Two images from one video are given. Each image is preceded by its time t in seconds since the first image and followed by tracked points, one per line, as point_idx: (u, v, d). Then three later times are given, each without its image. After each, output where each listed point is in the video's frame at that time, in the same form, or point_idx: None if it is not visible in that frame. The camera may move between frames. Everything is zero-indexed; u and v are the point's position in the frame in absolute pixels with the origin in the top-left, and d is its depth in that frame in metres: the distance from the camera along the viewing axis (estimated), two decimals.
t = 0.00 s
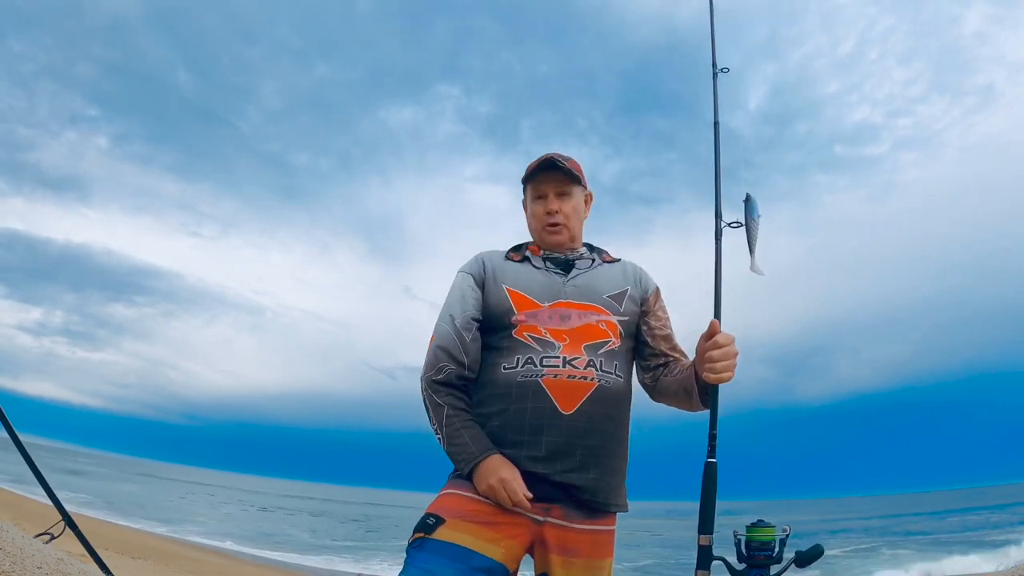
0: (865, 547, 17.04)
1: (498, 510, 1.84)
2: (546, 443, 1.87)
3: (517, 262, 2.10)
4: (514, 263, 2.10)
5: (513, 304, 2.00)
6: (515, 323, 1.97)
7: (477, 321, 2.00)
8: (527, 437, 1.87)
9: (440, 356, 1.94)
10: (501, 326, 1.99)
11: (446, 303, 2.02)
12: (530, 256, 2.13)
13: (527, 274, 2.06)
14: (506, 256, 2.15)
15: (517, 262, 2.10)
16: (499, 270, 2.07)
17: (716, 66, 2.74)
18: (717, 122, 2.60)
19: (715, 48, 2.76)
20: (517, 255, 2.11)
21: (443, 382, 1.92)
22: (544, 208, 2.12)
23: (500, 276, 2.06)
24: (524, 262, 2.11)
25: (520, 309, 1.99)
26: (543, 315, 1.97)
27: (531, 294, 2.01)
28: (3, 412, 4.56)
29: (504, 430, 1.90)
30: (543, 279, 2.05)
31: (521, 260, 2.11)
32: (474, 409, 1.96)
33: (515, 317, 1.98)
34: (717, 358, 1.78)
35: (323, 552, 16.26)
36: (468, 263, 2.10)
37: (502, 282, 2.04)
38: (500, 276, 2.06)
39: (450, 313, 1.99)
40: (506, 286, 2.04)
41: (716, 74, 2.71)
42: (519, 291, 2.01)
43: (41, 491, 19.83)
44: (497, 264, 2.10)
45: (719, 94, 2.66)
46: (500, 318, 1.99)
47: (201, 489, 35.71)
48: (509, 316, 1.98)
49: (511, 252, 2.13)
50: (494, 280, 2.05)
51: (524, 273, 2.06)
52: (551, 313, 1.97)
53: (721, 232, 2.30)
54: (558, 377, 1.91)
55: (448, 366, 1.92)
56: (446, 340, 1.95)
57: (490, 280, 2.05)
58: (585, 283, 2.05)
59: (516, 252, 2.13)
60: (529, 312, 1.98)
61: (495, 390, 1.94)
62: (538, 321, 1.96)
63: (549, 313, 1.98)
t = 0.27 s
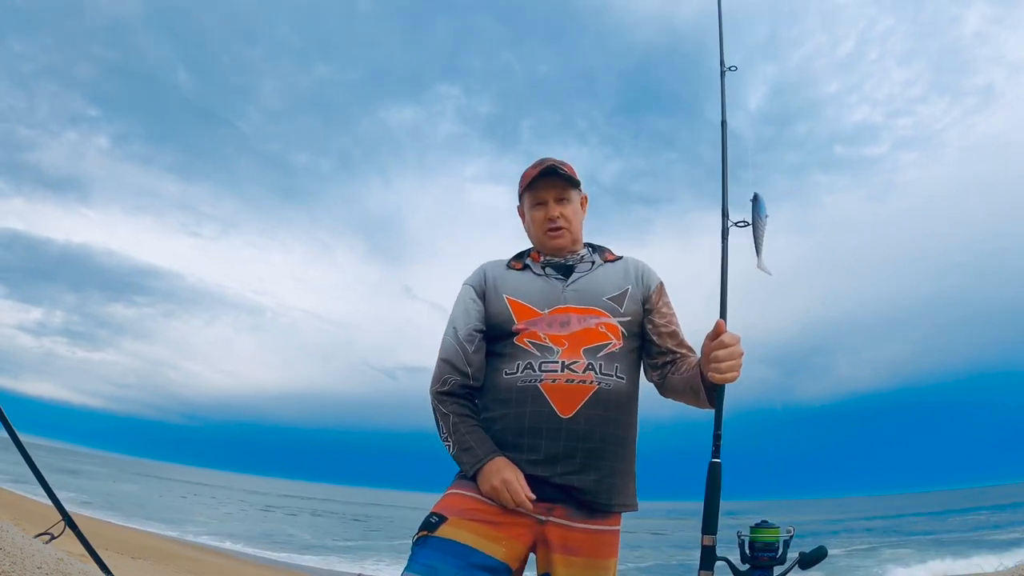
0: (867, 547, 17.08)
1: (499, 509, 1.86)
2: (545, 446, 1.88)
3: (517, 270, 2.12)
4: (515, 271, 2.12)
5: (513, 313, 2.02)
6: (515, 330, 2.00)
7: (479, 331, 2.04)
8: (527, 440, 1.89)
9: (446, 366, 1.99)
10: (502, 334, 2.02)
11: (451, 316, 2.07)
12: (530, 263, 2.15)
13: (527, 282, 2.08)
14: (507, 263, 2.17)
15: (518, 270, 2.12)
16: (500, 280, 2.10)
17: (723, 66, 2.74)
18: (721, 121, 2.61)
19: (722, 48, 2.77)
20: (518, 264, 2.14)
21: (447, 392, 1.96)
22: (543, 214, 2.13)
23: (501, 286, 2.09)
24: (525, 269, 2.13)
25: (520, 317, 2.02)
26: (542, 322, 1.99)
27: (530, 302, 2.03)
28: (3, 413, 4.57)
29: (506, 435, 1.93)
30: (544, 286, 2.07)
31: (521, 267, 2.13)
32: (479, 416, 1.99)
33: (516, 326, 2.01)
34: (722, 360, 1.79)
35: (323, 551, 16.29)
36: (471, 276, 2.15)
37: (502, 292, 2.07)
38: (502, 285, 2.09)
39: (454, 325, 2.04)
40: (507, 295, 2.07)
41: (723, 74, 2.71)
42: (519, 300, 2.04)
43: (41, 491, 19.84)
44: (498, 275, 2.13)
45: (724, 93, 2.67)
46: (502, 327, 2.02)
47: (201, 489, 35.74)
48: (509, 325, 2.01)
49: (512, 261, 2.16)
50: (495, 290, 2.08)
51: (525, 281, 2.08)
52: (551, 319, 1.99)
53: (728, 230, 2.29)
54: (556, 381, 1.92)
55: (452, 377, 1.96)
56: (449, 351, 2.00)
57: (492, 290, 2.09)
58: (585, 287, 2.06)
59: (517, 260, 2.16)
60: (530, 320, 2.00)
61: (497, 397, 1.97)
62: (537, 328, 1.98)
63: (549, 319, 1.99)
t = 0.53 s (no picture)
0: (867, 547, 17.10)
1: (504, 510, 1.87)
2: (546, 450, 1.89)
3: (516, 275, 2.14)
4: (512, 276, 2.14)
5: (512, 318, 2.04)
6: (514, 335, 2.01)
7: (479, 337, 2.05)
8: (528, 443, 1.90)
9: (447, 375, 2.00)
10: (502, 339, 2.04)
11: (451, 324, 2.08)
12: (528, 266, 2.16)
13: (525, 286, 2.09)
14: (507, 267, 2.18)
15: (516, 275, 2.14)
16: (499, 285, 2.12)
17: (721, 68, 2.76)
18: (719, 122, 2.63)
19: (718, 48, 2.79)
20: (516, 267, 2.15)
21: (448, 398, 1.98)
22: (541, 214, 2.14)
23: (500, 291, 2.10)
24: (523, 273, 2.15)
25: (519, 322, 2.03)
26: (541, 326, 2.00)
27: (529, 307, 2.04)
28: (3, 413, 4.58)
29: (508, 438, 1.94)
30: (542, 289, 2.08)
31: (519, 271, 2.14)
32: (481, 420, 2.01)
33: (515, 331, 2.02)
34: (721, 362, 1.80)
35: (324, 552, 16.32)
36: (470, 284, 2.16)
37: (501, 298, 2.08)
38: (501, 291, 2.10)
39: (454, 332, 2.05)
40: (506, 301, 2.08)
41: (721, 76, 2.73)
42: (519, 305, 2.05)
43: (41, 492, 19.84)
44: (496, 280, 2.14)
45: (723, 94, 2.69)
46: (501, 332, 2.03)
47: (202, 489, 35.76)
48: (509, 329, 2.03)
49: (511, 265, 2.17)
50: (494, 295, 2.10)
51: (523, 286, 2.10)
52: (550, 322, 2.00)
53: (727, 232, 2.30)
54: (556, 385, 1.93)
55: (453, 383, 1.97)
56: (451, 358, 2.02)
57: (492, 297, 2.10)
58: (583, 288, 2.07)
59: (515, 264, 2.17)
60: (529, 324, 2.02)
61: (497, 402, 1.99)
62: (536, 331, 2.00)
63: (548, 323, 2.00)
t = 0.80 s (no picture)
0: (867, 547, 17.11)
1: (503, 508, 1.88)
2: (545, 449, 1.91)
3: (517, 277, 2.15)
4: (514, 278, 2.15)
5: (513, 319, 2.05)
6: (514, 336, 2.02)
7: (480, 337, 2.06)
8: (527, 442, 1.92)
9: (449, 375, 2.01)
10: (503, 339, 2.05)
11: (452, 324, 2.09)
12: (530, 269, 2.17)
13: (526, 288, 2.10)
14: (509, 269, 2.19)
15: (518, 277, 2.15)
16: (500, 287, 2.13)
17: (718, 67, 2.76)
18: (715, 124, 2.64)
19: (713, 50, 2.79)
20: (518, 270, 2.17)
21: (450, 397, 1.99)
22: (544, 213, 2.15)
23: (501, 293, 2.12)
24: (524, 275, 2.16)
25: (519, 322, 2.04)
26: (541, 326, 2.02)
27: (529, 308, 2.05)
28: (3, 414, 4.59)
29: (509, 437, 1.95)
30: (542, 291, 2.09)
31: (520, 273, 2.15)
32: (482, 420, 2.02)
33: (516, 331, 2.03)
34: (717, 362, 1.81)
35: (324, 551, 16.34)
36: (472, 286, 2.17)
37: (502, 299, 2.09)
38: (502, 292, 2.12)
39: (456, 332, 2.07)
40: (506, 301, 2.09)
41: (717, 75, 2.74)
42: (519, 306, 2.06)
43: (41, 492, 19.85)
44: (498, 282, 2.16)
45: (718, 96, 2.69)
46: (501, 333, 2.05)
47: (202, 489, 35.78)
48: (509, 330, 2.04)
49: (512, 268, 2.19)
50: (495, 297, 2.11)
51: (524, 288, 2.11)
52: (550, 323, 2.01)
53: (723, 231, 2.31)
54: (555, 384, 1.94)
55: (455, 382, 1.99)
56: (452, 357, 2.03)
57: (493, 297, 2.11)
58: (583, 291, 2.08)
59: (517, 266, 2.18)
60: (529, 324, 2.03)
61: (498, 402, 2.00)
62: (536, 332, 2.01)
63: (548, 323, 2.01)
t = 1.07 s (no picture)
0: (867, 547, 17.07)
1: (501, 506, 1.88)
2: (542, 445, 1.91)
3: (515, 275, 2.16)
4: (512, 276, 2.16)
5: (510, 316, 2.05)
6: (512, 333, 2.03)
7: (478, 334, 2.06)
8: (525, 439, 1.93)
9: (447, 372, 2.01)
10: (501, 338, 2.05)
11: (451, 321, 2.10)
12: (528, 267, 2.18)
13: (524, 285, 2.11)
14: (507, 268, 2.19)
15: (516, 275, 2.15)
16: (497, 284, 2.13)
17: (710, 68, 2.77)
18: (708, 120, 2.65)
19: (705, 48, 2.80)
20: (516, 268, 2.17)
21: (449, 394, 2.00)
22: (539, 211, 2.15)
23: (499, 290, 2.12)
24: (521, 273, 2.16)
25: (516, 320, 2.05)
26: (538, 324, 2.02)
27: (526, 305, 2.06)
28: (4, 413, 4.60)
29: (507, 436, 1.96)
30: (540, 289, 2.09)
31: (518, 272, 2.16)
32: (481, 418, 2.02)
33: (513, 328, 2.03)
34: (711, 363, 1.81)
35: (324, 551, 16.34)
36: (471, 283, 2.17)
37: (500, 297, 2.10)
38: (500, 289, 2.12)
39: (454, 329, 2.07)
40: (504, 299, 2.10)
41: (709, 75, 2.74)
42: (516, 303, 2.07)
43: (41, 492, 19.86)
44: (495, 280, 2.16)
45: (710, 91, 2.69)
46: (498, 330, 2.06)
47: (202, 489, 35.77)
48: (506, 327, 2.04)
49: (510, 266, 2.19)
50: (493, 294, 2.12)
51: (522, 285, 2.11)
52: (547, 320, 2.02)
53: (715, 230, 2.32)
54: (552, 381, 1.95)
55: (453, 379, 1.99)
56: (451, 354, 2.03)
57: (491, 295, 2.11)
58: (580, 289, 2.08)
59: (515, 265, 2.19)
60: (526, 322, 2.03)
61: (495, 399, 2.01)
62: (532, 330, 2.01)
63: (544, 321, 2.02)
